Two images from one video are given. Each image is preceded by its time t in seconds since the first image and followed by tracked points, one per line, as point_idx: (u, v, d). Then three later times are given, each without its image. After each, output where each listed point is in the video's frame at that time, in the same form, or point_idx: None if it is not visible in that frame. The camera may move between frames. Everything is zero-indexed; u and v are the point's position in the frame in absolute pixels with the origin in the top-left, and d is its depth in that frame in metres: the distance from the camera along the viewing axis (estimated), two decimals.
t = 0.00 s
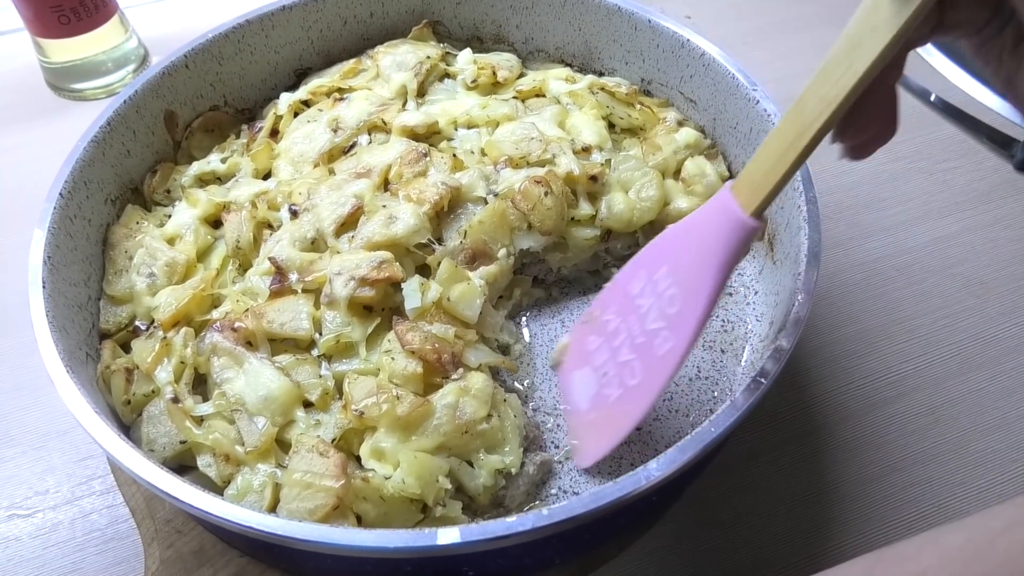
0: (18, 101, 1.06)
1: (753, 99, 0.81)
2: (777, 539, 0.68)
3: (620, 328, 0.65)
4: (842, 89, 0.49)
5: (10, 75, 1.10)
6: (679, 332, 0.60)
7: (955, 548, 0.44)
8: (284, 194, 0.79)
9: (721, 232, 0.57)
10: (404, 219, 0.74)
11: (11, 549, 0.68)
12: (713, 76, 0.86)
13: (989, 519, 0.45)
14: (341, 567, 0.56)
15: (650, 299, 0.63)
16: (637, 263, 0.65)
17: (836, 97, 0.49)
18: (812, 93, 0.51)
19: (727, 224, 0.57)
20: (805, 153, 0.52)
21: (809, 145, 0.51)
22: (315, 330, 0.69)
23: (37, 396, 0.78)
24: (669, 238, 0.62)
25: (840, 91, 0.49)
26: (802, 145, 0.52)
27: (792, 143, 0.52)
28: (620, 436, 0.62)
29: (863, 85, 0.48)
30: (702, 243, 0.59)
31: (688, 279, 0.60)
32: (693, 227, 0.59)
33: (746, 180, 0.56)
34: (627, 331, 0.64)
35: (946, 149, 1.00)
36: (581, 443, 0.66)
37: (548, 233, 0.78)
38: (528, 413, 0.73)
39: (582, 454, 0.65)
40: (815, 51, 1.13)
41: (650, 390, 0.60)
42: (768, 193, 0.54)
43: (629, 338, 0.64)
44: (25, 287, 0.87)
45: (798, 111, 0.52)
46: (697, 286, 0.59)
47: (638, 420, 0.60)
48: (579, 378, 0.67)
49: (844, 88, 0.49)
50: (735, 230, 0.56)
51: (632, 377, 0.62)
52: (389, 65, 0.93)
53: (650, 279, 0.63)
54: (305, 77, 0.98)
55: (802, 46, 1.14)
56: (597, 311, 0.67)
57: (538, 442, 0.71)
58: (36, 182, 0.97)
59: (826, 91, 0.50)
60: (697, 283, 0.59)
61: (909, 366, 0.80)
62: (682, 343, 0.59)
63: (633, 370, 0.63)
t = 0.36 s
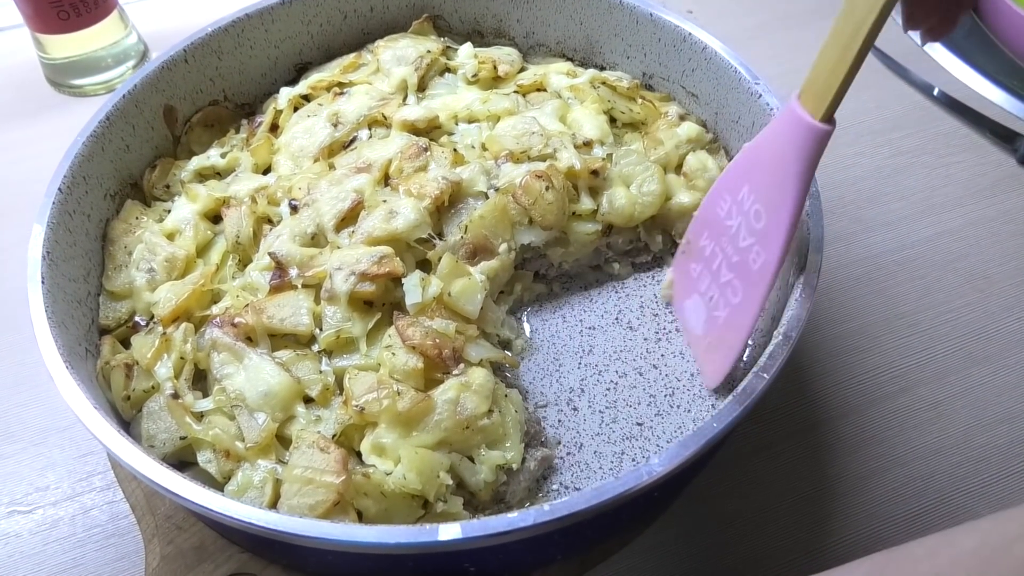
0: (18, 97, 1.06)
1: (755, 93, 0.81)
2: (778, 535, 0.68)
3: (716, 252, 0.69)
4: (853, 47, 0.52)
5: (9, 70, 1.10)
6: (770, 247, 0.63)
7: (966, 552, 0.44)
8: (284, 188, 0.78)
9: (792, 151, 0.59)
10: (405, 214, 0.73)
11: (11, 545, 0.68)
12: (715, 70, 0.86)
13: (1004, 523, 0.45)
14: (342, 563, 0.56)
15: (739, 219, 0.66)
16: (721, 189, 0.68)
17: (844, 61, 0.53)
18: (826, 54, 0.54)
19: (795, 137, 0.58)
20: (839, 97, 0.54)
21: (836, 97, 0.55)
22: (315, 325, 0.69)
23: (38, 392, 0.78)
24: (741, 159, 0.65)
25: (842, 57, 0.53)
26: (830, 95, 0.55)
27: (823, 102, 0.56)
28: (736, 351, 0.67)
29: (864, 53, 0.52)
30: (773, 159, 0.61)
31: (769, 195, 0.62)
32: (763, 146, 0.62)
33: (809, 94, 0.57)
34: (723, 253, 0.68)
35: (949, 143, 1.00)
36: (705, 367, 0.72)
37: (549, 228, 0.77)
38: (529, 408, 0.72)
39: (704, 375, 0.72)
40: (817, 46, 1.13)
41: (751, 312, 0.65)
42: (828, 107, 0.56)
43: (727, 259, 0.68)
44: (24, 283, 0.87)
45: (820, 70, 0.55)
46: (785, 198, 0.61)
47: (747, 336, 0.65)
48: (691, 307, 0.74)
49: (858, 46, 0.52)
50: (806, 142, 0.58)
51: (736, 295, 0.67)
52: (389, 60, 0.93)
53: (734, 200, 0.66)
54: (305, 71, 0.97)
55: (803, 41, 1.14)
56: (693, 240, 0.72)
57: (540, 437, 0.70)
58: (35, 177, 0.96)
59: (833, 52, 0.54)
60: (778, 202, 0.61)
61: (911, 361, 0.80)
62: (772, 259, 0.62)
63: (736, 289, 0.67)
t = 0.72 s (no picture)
0: (22, 94, 1.06)
1: (760, 87, 0.80)
2: (784, 530, 0.67)
3: (744, 230, 0.69)
4: (858, 19, 0.52)
5: (13, 67, 1.10)
6: (787, 221, 0.62)
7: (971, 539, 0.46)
8: (288, 183, 0.78)
9: (806, 125, 0.59)
10: (409, 209, 0.73)
11: (17, 540, 0.68)
12: (720, 65, 0.85)
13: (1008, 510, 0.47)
14: (348, 557, 0.56)
15: (762, 197, 0.66)
16: (748, 168, 0.68)
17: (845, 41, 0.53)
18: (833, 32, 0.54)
19: (808, 115, 0.58)
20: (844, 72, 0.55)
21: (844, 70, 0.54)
22: (320, 320, 0.69)
23: (43, 388, 0.78)
24: (767, 140, 0.65)
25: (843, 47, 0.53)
26: (839, 68, 0.55)
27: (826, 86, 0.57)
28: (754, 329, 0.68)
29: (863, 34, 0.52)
30: (793, 141, 0.60)
31: (786, 172, 0.62)
32: (785, 122, 0.61)
33: (821, 72, 0.57)
34: (748, 232, 0.68)
35: (955, 139, 0.99)
36: (722, 344, 0.74)
37: (555, 223, 0.77)
38: (534, 404, 0.72)
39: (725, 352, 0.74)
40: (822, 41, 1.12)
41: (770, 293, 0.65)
42: (838, 79, 0.55)
43: (751, 237, 0.68)
44: (29, 279, 0.87)
45: (829, 45, 0.55)
46: (794, 179, 0.61)
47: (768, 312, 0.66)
48: (716, 280, 0.75)
49: (859, 23, 0.52)
50: (817, 121, 0.57)
51: (757, 272, 0.67)
52: (393, 55, 0.92)
53: (760, 180, 0.66)
54: (309, 67, 0.97)
55: (808, 36, 1.13)
56: (725, 220, 0.72)
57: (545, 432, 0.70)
58: (39, 174, 0.96)
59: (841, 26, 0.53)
60: (792, 177, 0.61)
61: (918, 356, 0.80)
62: (789, 233, 0.62)
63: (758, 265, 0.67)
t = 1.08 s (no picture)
0: (23, 91, 1.06)
1: (765, 83, 0.80)
2: (789, 527, 0.67)
3: (760, 233, 0.69)
4: (897, 23, 0.52)
5: (15, 64, 1.10)
6: (804, 226, 0.62)
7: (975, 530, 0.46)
8: (291, 180, 0.78)
9: (833, 130, 0.59)
10: (412, 206, 0.73)
11: (19, 539, 0.67)
12: (724, 61, 0.85)
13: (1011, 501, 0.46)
14: (352, 555, 0.55)
15: (781, 200, 0.66)
16: (771, 171, 0.68)
17: (882, 44, 0.53)
18: (870, 39, 0.54)
19: (836, 120, 0.58)
20: (874, 83, 0.55)
21: (875, 77, 0.54)
22: (322, 317, 0.68)
23: (45, 386, 0.78)
24: (791, 143, 0.65)
25: (879, 51, 0.53)
26: (869, 79, 0.55)
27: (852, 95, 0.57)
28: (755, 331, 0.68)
29: (902, 37, 0.52)
30: (817, 145, 0.61)
31: (808, 176, 0.62)
32: (812, 126, 0.61)
33: (851, 80, 0.57)
34: (764, 234, 0.69)
35: (959, 134, 0.99)
36: (723, 346, 0.73)
37: (558, 220, 0.77)
38: (538, 401, 0.72)
39: (724, 354, 0.73)
40: (825, 37, 1.12)
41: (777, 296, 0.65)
42: (867, 89, 0.55)
43: (766, 240, 0.68)
44: (31, 276, 0.86)
45: (864, 49, 0.55)
46: (815, 183, 0.61)
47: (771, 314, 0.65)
48: (725, 285, 0.75)
49: (898, 27, 0.52)
50: (845, 127, 0.57)
51: (767, 275, 0.67)
52: (396, 51, 0.92)
53: (781, 183, 0.66)
54: (311, 63, 0.97)
55: (811, 32, 1.13)
56: (743, 221, 0.73)
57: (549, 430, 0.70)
58: (41, 171, 0.96)
59: (878, 33, 0.54)
60: (814, 181, 0.61)
61: (923, 352, 0.79)
62: (804, 237, 0.62)
63: (770, 269, 0.67)
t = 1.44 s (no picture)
0: (18, 90, 1.05)
1: (763, 82, 0.80)
2: (788, 527, 0.67)
3: (760, 236, 0.69)
4: (892, 25, 0.52)
5: (10, 62, 1.09)
6: (800, 231, 0.62)
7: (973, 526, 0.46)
8: (287, 179, 0.78)
9: (828, 136, 0.58)
10: (410, 205, 0.72)
11: (16, 541, 0.67)
12: (722, 60, 0.85)
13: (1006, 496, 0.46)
14: (350, 557, 0.55)
15: (779, 205, 0.66)
16: (771, 175, 0.68)
17: (876, 50, 0.53)
18: (864, 43, 0.54)
19: (831, 127, 0.58)
20: (869, 87, 0.54)
21: (870, 83, 0.54)
22: (320, 318, 0.68)
23: (41, 386, 0.78)
24: (789, 148, 0.64)
25: (874, 55, 0.53)
26: (863, 84, 0.55)
27: (847, 100, 0.56)
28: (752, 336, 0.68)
29: (897, 39, 0.52)
30: (813, 151, 0.60)
31: (805, 181, 0.62)
32: (808, 131, 0.61)
33: (846, 85, 0.56)
34: (763, 238, 0.68)
35: (957, 133, 0.99)
36: (721, 347, 0.73)
37: (557, 219, 0.77)
38: (536, 401, 0.72)
39: (721, 354, 0.73)
40: (823, 35, 1.12)
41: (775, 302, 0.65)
42: (862, 95, 0.55)
43: (765, 244, 0.68)
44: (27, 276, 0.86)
45: (859, 54, 0.55)
46: (812, 189, 0.61)
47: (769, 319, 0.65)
48: (725, 286, 0.75)
49: (892, 30, 0.52)
50: (841, 134, 0.57)
51: (766, 279, 0.67)
52: (393, 49, 0.92)
53: (779, 187, 0.66)
54: (308, 62, 0.96)
55: (809, 30, 1.13)
56: (744, 224, 0.73)
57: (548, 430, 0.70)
58: (36, 170, 0.95)
59: (872, 37, 0.53)
60: (811, 187, 0.61)
61: (921, 351, 0.79)
62: (801, 243, 0.62)
63: (768, 273, 0.67)
